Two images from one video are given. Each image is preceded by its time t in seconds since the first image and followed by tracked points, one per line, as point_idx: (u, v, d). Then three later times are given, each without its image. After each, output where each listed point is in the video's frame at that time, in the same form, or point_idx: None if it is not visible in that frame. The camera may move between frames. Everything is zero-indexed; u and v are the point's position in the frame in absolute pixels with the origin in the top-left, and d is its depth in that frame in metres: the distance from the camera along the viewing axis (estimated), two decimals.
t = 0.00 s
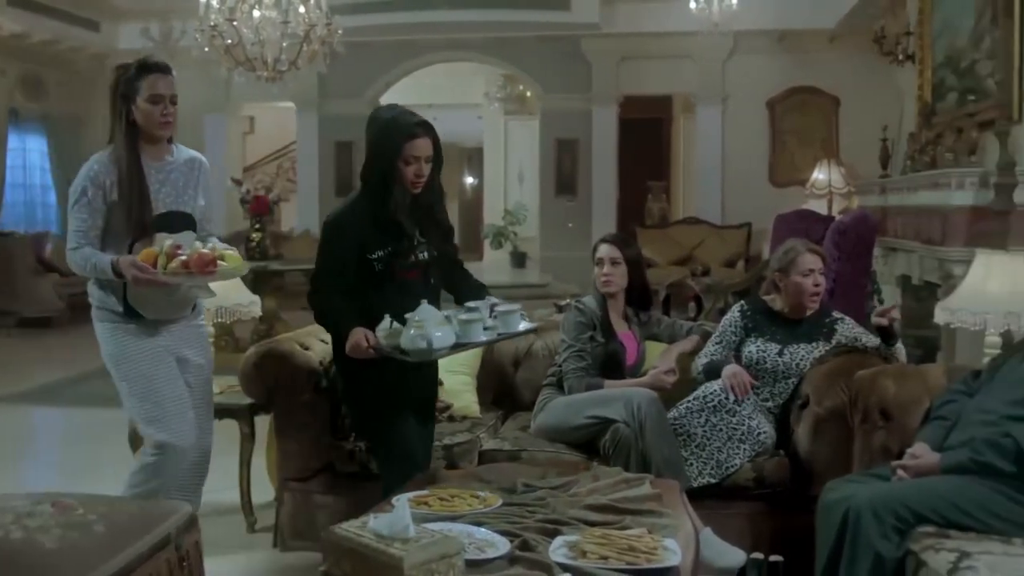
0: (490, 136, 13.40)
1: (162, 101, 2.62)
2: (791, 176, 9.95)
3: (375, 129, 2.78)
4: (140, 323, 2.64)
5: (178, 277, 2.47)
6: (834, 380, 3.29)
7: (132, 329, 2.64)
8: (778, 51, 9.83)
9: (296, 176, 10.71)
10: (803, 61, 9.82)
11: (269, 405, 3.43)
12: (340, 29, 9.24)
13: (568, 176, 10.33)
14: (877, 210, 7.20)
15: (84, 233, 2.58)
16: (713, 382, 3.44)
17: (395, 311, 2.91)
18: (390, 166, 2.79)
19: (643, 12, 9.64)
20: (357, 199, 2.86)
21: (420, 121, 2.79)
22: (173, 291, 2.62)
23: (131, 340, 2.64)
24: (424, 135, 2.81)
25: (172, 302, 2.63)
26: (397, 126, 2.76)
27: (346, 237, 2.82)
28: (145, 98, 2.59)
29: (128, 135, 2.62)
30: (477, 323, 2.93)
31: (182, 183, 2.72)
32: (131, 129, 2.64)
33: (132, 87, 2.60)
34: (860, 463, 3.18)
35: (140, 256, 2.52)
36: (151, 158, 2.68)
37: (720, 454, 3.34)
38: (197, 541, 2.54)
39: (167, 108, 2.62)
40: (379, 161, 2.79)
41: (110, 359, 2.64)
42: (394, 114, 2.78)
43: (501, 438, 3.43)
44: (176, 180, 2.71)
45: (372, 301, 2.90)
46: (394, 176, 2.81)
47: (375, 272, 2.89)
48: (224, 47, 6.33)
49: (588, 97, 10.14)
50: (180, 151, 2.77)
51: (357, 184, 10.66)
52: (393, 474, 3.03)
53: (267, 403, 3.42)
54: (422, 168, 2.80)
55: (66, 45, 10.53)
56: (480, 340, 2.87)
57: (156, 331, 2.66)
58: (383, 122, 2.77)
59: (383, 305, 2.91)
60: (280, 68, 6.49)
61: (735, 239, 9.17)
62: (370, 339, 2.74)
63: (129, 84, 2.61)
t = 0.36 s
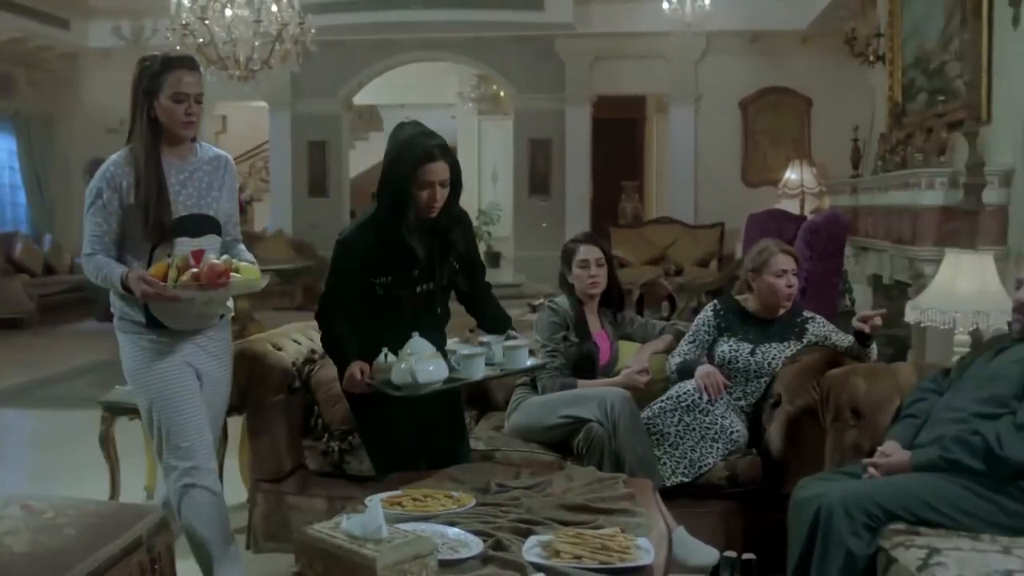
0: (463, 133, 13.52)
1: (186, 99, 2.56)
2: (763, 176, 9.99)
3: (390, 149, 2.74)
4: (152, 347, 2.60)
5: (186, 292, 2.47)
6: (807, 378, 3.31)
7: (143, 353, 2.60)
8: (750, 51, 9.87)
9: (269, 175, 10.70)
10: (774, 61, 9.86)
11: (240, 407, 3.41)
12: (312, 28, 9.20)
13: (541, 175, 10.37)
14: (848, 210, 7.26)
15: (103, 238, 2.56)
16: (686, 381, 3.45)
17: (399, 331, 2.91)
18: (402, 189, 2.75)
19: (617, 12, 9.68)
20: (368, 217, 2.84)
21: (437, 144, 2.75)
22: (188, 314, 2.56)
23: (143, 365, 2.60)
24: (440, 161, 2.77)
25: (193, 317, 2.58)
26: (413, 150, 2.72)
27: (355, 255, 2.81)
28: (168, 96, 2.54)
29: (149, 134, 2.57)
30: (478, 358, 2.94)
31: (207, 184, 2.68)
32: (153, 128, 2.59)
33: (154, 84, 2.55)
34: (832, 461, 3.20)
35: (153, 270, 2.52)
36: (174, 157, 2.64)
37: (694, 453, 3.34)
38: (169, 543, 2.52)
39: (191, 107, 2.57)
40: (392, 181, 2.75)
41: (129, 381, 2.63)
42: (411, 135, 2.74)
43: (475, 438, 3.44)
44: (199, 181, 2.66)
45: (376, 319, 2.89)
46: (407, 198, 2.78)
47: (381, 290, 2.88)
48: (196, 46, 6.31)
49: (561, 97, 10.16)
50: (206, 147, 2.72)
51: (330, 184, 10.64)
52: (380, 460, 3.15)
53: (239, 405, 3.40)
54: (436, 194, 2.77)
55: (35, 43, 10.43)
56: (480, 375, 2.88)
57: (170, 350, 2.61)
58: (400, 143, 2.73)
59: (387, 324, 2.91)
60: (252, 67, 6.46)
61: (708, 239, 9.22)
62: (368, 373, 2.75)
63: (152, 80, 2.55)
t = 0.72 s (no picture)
0: (440, 132, 13.52)
1: (206, 93, 2.40)
2: (739, 175, 10.03)
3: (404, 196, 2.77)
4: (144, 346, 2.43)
5: (193, 316, 2.31)
6: (782, 376, 3.32)
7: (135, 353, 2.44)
8: (726, 52, 9.90)
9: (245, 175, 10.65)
10: (750, 62, 9.90)
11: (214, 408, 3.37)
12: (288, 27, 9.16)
13: (519, 175, 10.39)
14: (823, 210, 7.31)
15: (107, 235, 2.40)
16: (661, 381, 3.48)
17: (401, 367, 2.98)
18: (411, 240, 2.78)
19: (593, 12, 9.68)
20: (378, 253, 2.86)
21: (450, 203, 2.76)
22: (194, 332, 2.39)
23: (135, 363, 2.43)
24: (450, 216, 2.77)
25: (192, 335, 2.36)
26: (425, 206, 2.73)
27: (359, 294, 2.86)
28: (186, 89, 2.38)
29: (162, 127, 2.40)
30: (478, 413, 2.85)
31: (222, 184, 2.50)
32: (168, 120, 2.43)
33: (173, 74, 2.39)
34: (808, 459, 3.22)
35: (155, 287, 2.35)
36: (188, 155, 2.47)
37: (670, 453, 3.37)
38: (145, 546, 2.51)
39: (209, 101, 2.40)
40: (403, 229, 2.77)
41: (121, 383, 2.46)
42: (426, 188, 2.76)
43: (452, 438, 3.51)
44: (213, 182, 2.48)
45: (377, 356, 2.93)
46: (416, 248, 2.80)
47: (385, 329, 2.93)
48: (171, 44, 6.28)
49: (538, 97, 10.17)
50: (225, 143, 2.55)
51: (307, 184, 10.62)
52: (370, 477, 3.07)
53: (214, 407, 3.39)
54: (443, 250, 2.77)
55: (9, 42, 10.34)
56: (476, 432, 2.79)
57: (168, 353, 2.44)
58: (415, 195, 2.75)
59: (388, 362, 2.95)
60: (228, 67, 6.44)
61: (685, 238, 9.25)
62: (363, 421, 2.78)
63: (171, 69, 2.39)
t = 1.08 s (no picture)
0: (418, 132, 13.51)
1: (231, 100, 2.19)
2: (716, 176, 10.06)
3: (404, 226, 2.78)
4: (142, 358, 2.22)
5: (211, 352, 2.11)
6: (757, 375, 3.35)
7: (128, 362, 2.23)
8: (704, 52, 9.94)
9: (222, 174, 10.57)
10: (727, 63, 9.94)
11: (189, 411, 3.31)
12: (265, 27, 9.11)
13: (497, 175, 10.41)
14: (799, 209, 7.34)
15: (112, 244, 2.16)
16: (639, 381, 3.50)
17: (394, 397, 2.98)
18: (408, 274, 2.78)
19: (571, 11, 9.64)
20: (375, 280, 2.84)
21: (450, 243, 2.75)
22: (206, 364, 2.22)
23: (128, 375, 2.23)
24: (449, 256, 2.76)
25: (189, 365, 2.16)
26: (425, 244, 2.72)
27: (356, 321, 2.84)
28: (211, 95, 2.16)
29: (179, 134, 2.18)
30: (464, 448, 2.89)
31: (236, 197, 2.28)
32: (188, 125, 2.20)
33: (197, 76, 2.16)
34: (784, 458, 3.24)
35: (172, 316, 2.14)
36: (204, 164, 2.24)
37: (648, 453, 3.38)
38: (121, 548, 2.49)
39: (233, 109, 2.18)
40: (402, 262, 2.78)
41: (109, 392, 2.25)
42: (426, 222, 2.75)
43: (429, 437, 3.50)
44: (227, 194, 2.26)
45: (374, 384, 2.93)
46: (413, 281, 2.80)
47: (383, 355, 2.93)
48: (147, 44, 6.25)
49: (517, 97, 10.19)
50: (242, 152, 2.33)
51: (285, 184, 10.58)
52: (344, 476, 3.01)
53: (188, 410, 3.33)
54: (439, 289, 2.77)
55: None
56: (457, 469, 2.84)
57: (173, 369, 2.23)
58: (415, 230, 2.74)
59: (384, 390, 2.95)
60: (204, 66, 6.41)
61: (663, 238, 9.27)
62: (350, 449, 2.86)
63: (195, 71, 2.16)
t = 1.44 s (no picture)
0: (397, 132, 13.49)
1: (273, 121, 2.09)
2: (695, 176, 10.10)
3: (390, 232, 2.80)
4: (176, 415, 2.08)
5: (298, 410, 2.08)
6: (735, 373, 3.36)
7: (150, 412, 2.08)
8: (682, 53, 9.97)
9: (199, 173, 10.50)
10: (705, 64, 9.98)
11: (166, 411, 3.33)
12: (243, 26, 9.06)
13: (475, 175, 10.41)
14: (777, 209, 7.38)
15: (150, 267, 2.01)
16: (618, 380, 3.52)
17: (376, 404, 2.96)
18: (392, 281, 2.80)
19: (549, 11, 9.62)
20: (360, 284, 2.86)
21: (436, 253, 2.76)
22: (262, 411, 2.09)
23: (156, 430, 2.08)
24: (435, 265, 2.78)
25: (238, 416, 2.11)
26: (411, 253, 2.74)
27: (339, 325, 2.85)
28: (253, 115, 2.05)
29: (217, 154, 2.06)
30: (446, 458, 2.85)
31: (261, 219, 2.21)
32: (224, 142, 2.09)
33: (238, 95, 2.04)
34: (762, 457, 3.25)
35: (241, 372, 2.12)
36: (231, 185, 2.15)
37: (626, 452, 3.39)
38: (97, 549, 2.47)
39: (274, 133, 2.09)
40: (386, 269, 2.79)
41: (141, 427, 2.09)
42: (411, 229, 2.78)
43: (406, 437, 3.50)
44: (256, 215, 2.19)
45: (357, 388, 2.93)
46: (398, 289, 2.83)
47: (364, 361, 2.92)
48: (124, 43, 6.22)
49: (496, 97, 10.20)
50: (265, 174, 2.25)
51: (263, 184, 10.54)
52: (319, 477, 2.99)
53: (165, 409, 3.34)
54: (423, 296, 2.79)
55: None
56: (439, 480, 2.80)
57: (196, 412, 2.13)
58: (401, 237, 2.76)
59: (368, 396, 2.94)
60: (181, 65, 6.39)
61: (642, 238, 9.28)
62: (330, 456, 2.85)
63: (235, 88, 2.04)
